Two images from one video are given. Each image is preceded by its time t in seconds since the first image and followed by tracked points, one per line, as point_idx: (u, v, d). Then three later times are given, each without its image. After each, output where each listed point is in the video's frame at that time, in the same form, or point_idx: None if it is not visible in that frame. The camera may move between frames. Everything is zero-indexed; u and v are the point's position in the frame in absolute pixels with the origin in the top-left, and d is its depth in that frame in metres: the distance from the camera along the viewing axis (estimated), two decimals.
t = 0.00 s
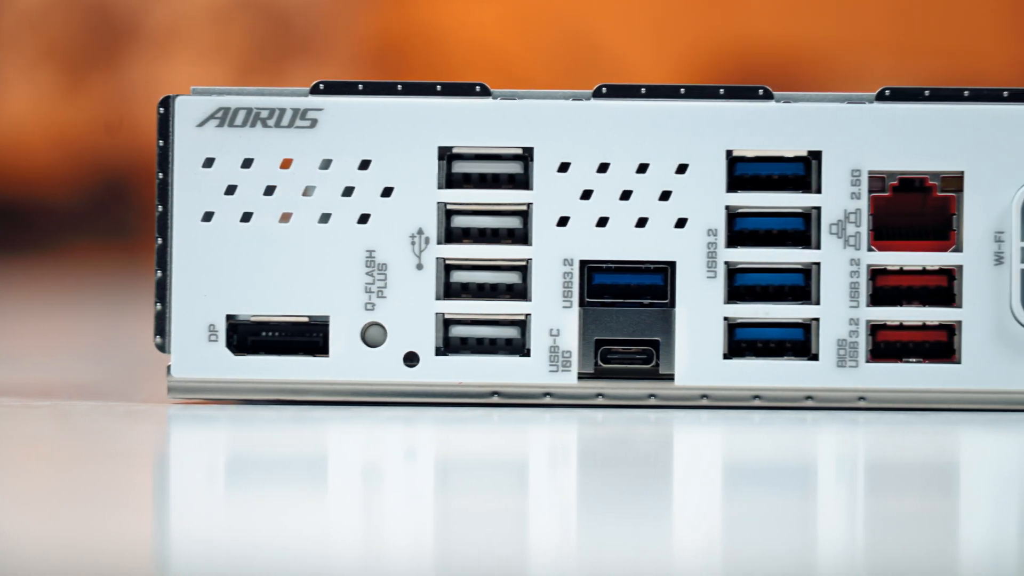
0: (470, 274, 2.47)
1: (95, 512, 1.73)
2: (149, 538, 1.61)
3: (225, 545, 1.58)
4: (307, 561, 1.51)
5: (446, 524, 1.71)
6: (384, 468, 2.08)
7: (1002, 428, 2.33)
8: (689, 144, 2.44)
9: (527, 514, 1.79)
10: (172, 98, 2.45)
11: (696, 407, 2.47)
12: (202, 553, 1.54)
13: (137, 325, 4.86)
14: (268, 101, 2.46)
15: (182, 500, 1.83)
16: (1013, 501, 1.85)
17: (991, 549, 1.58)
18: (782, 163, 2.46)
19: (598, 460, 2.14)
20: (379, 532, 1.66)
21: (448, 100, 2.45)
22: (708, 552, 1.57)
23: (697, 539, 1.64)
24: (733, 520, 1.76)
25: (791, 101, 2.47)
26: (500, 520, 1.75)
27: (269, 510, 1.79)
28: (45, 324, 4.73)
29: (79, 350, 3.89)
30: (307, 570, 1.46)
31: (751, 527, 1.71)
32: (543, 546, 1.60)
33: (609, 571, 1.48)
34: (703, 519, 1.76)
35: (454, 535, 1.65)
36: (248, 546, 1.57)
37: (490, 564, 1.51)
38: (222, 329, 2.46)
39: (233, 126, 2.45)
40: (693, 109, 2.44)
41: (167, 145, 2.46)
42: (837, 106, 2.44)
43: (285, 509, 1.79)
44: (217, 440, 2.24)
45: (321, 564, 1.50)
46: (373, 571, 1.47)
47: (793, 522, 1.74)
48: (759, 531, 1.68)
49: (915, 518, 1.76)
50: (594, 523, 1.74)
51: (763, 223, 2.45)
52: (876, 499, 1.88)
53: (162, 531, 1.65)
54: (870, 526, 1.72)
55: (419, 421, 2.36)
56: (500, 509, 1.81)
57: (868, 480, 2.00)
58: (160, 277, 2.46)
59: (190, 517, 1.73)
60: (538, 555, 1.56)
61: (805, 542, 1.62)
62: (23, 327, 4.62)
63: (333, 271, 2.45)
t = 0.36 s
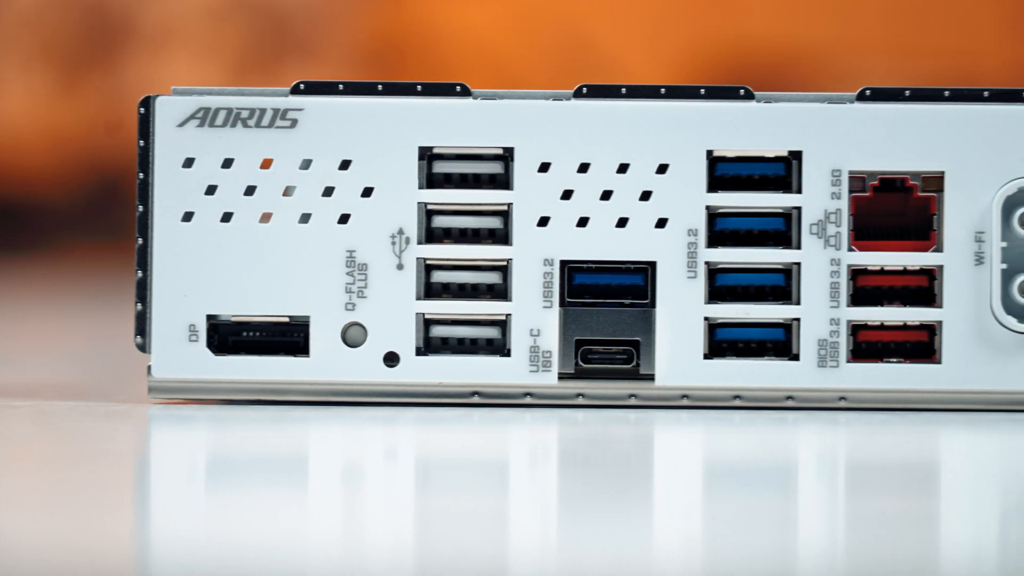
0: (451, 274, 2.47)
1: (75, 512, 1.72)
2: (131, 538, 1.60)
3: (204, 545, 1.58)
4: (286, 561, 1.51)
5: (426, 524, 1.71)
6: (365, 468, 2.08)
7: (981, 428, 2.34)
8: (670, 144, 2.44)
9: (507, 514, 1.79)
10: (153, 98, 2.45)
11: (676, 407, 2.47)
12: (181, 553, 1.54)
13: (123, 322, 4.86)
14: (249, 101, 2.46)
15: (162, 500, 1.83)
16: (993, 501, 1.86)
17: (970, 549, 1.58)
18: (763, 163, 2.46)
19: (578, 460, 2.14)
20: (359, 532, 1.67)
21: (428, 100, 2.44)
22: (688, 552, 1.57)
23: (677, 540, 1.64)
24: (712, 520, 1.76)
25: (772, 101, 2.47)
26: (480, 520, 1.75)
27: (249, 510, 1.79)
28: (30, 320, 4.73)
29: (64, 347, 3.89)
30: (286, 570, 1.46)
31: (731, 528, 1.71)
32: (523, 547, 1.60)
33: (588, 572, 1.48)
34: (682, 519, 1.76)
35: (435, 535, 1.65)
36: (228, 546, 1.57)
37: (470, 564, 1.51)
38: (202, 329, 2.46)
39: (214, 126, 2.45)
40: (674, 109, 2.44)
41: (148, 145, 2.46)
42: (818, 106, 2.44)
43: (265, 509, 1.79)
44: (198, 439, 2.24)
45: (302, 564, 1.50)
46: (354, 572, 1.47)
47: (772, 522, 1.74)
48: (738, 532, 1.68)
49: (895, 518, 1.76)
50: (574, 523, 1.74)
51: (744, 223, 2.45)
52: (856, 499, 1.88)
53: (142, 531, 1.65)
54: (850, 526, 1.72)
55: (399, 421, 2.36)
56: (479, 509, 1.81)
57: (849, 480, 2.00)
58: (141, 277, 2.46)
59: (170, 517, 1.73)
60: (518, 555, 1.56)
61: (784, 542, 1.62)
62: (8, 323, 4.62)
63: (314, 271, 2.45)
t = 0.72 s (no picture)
0: (432, 274, 2.47)
1: (52, 513, 1.72)
2: (110, 538, 1.60)
3: (184, 545, 1.58)
4: (265, 562, 1.51)
5: (405, 524, 1.71)
6: (346, 469, 2.08)
7: (961, 428, 2.34)
8: (650, 144, 2.44)
9: (488, 514, 1.79)
10: (133, 98, 2.45)
11: (657, 407, 2.47)
12: (161, 553, 1.54)
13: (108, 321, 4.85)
14: (229, 102, 2.46)
15: (141, 500, 1.82)
16: (973, 501, 1.86)
17: (950, 549, 1.58)
18: (743, 163, 2.46)
19: (558, 460, 2.14)
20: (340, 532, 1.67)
21: (408, 100, 2.45)
22: (668, 553, 1.57)
23: (658, 540, 1.64)
24: (692, 521, 1.75)
25: (753, 101, 2.47)
26: (460, 521, 1.75)
27: (229, 510, 1.79)
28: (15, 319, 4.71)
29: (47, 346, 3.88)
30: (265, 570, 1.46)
31: (711, 528, 1.71)
32: (503, 547, 1.60)
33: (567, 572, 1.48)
34: (662, 520, 1.76)
35: (413, 536, 1.65)
36: (207, 546, 1.57)
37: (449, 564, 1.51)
38: (183, 329, 2.46)
39: (195, 126, 2.45)
40: (654, 109, 2.44)
41: (129, 145, 2.46)
42: (798, 106, 2.44)
43: (245, 509, 1.79)
44: (178, 439, 2.24)
45: (282, 564, 1.50)
46: (334, 572, 1.47)
47: (752, 522, 1.74)
48: (718, 532, 1.68)
49: (875, 518, 1.76)
50: (554, 523, 1.74)
51: (724, 223, 2.45)
52: (837, 499, 1.88)
53: (120, 531, 1.64)
54: (830, 526, 1.72)
55: (380, 422, 2.36)
56: (460, 509, 1.81)
57: (829, 480, 2.00)
58: (121, 277, 2.46)
59: (149, 517, 1.73)
60: (498, 556, 1.56)
61: (763, 542, 1.62)
62: None
63: (294, 271, 2.45)
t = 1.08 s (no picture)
0: (412, 274, 2.47)
1: (30, 512, 1.71)
2: (89, 538, 1.59)
3: (163, 545, 1.57)
4: (243, 562, 1.50)
5: (384, 523, 1.71)
6: (327, 468, 2.08)
7: (942, 428, 2.34)
8: (630, 144, 2.44)
9: (467, 514, 1.78)
10: (114, 98, 2.45)
11: (637, 407, 2.47)
12: (139, 553, 1.53)
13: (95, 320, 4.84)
14: (209, 102, 2.46)
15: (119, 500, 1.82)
16: (952, 501, 1.86)
17: (929, 549, 1.58)
18: (724, 163, 2.45)
19: (538, 460, 2.14)
20: (319, 532, 1.67)
21: (389, 100, 2.45)
22: (648, 553, 1.57)
23: (638, 540, 1.64)
24: (672, 521, 1.75)
25: (733, 101, 2.47)
26: (440, 521, 1.74)
27: (209, 510, 1.78)
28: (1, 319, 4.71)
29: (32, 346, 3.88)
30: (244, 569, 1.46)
31: (691, 529, 1.71)
32: (482, 547, 1.60)
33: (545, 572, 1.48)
34: (643, 520, 1.76)
35: (392, 536, 1.64)
36: (186, 546, 1.57)
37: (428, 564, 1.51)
38: (163, 329, 2.46)
39: (175, 126, 2.45)
40: (635, 109, 2.44)
41: (109, 145, 2.46)
42: (778, 106, 2.44)
43: (224, 509, 1.79)
44: (158, 439, 2.24)
45: (261, 563, 1.50)
46: (315, 571, 1.47)
47: (732, 523, 1.74)
48: (698, 532, 1.68)
49: (855, 518, 1.76)
50: (534, 523, 1.73)
51: (705, 223, 2.45)
52: (817, 499, 1.88)
53: (99, 531, 1.64)
54: (810, 526, 1.72)
55: (361, 422, 2.36)
56: (439, 509, 1.81)
57: (809, 480, 2.00)
58: (102, 277, 2.46)
59: (128, 517, 1.72)
60: (477, 556, 1.56)
61: (743, 542, 1.62)
62: None
63: (275, 271, 2.45)
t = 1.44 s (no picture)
0: (393, 274, 2.47)
1: (8, 512, 1.71)
2: (67, 538, 1.59)
3: (141, 545, 1.57)
4: (221, 562, 1.50)
5: (364, 524, 1.71)
6: (307, 469, 2.08)
7: (922, 428, 2.34)
8: (611, 144, 2.44)
9: (447, 515, 1.78)
10: (94, 99, 2.45)
11: (618, 407, 2.47)
12: (119, 554, 1.53)
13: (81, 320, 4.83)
14: (190, 102, 2.46)
15: (97, 499, 1.82)
16: (933, 501, 1.86)
17: (909, 549, 1.58)
18: (704, 163, 2.46)
19: (519, 460, 2.14)
20: (299, 532, 1.67)
21: (370, 100, 2.45)
22: (630, 553, 1.57)
23: (619, 541, 1.64)
24: (653, 521, 1.75)
25: (713, 101, 2.47)
26: (420, 521, 1.74)
27: (189, 510, 1.78)
28: None
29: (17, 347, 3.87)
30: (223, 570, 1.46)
31: (671, 529, 1.71)
32: (462, 547, 1.60)
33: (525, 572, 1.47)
34: (624, 520, 1.76)
35: (372, 536, 1.64)
36: (165, 546, 1.56)
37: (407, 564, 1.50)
38: (144, 329, 2.46)
39: (156, 126, 2.45)
40: (615, 109, 2.44)
41: (90, 145, 2.46)
42: (758, 106, 2.44)
43: (203, 509, 1.79)
44: (138, 439, 2.24)
45: (241, 563, 1.50)
46: (295, 571, 1.46)
47: (712, 523, 1.74)
48: (679, 533, 1.68)
49: (836, 519, 1.75)
50: (515, 523, 1.73)
51: (685, 223, 2.45)
52: (798, 499, 1.88)
53: (77, 531, 1.63)
54: (791, 526, 1.72)
55: (342, 422, 2.36)
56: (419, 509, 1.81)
57: (790, 480, 2.00)
58: (83, 277, 2.46)
59: (107, 516, 1.72)
60: (457, 556, 1.55)
61: (722, 543, 1.62)
62: None
63: (255, 271, 2.45)
